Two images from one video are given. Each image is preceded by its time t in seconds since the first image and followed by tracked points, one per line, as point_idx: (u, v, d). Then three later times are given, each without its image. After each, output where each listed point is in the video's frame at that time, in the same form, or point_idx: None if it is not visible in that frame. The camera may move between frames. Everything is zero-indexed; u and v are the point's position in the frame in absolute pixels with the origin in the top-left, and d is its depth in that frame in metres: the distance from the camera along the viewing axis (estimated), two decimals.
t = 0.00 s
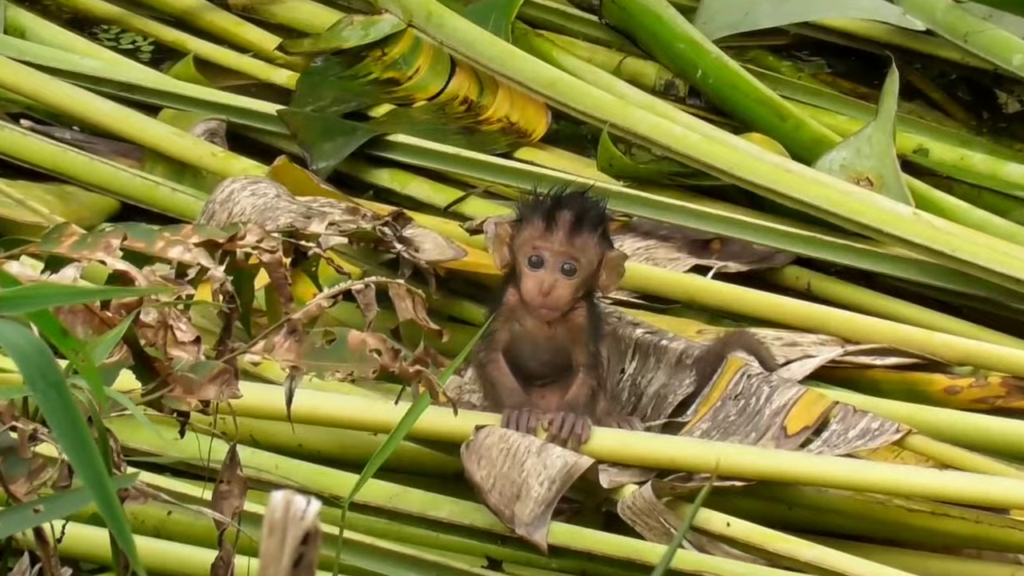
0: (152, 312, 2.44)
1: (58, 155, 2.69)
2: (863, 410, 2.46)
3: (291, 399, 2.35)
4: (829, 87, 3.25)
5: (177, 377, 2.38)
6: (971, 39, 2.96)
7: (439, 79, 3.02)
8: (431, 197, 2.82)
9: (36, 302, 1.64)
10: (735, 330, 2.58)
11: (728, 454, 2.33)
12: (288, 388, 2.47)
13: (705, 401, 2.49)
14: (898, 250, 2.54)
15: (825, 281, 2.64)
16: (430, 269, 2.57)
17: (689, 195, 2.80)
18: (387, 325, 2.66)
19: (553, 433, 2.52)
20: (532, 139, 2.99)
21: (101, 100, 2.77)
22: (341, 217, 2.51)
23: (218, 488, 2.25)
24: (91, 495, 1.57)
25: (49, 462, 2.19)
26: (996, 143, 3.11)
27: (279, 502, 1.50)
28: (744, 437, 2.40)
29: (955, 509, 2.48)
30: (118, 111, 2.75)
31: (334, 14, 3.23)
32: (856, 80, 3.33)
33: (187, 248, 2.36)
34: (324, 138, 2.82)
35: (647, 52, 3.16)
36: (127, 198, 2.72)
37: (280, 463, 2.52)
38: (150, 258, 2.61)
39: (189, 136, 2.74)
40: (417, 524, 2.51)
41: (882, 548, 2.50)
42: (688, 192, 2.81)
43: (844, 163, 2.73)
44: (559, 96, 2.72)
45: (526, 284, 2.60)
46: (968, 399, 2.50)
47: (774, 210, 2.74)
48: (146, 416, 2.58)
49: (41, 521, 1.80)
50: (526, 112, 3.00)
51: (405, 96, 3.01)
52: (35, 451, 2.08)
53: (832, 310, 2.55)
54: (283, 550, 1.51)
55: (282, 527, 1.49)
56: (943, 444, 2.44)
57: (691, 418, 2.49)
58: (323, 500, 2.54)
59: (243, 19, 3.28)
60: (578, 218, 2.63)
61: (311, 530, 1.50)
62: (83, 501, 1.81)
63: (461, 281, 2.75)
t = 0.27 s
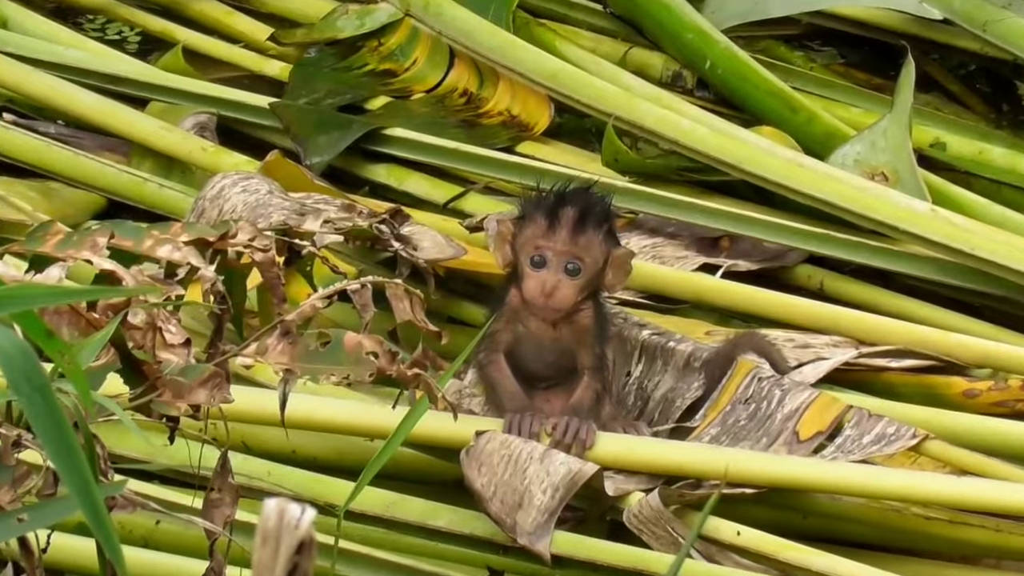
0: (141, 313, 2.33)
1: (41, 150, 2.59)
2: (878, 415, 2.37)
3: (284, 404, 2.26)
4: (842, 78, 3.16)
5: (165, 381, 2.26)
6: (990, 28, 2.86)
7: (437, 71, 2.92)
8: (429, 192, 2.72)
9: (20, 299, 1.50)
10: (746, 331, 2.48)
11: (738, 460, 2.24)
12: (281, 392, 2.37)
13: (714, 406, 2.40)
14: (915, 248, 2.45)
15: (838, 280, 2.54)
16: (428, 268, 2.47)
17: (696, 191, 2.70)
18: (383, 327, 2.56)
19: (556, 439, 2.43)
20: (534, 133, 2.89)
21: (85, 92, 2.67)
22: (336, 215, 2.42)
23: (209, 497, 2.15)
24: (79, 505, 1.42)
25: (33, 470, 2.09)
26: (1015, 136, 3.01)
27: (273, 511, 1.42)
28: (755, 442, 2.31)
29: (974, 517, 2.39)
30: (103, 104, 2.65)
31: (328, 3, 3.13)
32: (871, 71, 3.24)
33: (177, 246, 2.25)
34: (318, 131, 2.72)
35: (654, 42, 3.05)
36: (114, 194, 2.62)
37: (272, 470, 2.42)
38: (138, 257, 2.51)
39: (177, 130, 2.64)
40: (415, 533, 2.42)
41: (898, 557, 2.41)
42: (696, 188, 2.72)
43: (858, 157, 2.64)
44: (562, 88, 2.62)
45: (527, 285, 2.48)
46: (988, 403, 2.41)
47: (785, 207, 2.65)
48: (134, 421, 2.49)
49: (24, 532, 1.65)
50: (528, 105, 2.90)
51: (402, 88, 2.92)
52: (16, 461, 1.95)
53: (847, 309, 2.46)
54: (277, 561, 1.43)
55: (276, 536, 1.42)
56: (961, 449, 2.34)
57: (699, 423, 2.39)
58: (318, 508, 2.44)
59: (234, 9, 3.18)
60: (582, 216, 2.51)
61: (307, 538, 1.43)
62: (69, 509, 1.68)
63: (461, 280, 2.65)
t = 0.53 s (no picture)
0: (124, 316, 2.19)
1: (19, 146, 2.49)
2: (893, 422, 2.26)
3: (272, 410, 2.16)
4: (855, 70, 3.07)
5: (150, 386, 2.14)
6: (1008, 19, 2.76)
7: (432, 63, 2.84)
8: (424, 190, 2.62)
9: None
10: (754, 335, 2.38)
11: (747, 468, 2.14)
12: (270, 398, 2.27)
13: (721, 413, 2.30)
14: (931, 248, 2.35)
15: (850, 282, 2.45)
16: (423, 270, 2.37)
17: (703, 189, 2.60)
18: (376, 330, 2.46)
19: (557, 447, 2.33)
20: (533, 129, 2.77)
21: (66, 86, 2.57)
22: (328, 214, 2.32)
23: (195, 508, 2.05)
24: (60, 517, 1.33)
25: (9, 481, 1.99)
26: None
27: (263, 521, 1.33)
28: (764, 451, 2.21)
29: (992, 528, 2.30)
30: (84, 98, 2.55)
31: None
32: (886, 64, 3.15)
33: (162, 246, 2.16)
34: (308, 127, 2.61)
35: (658, 34, 2.95)
36: (95, 193, 2.52)
37: (261, 480, 2.32)
38: (121, 258, 2.41)
39: (161, 125, 2.55)
40: (410, 545, 2.31)
41: (913, 571, 2.31)
42: (702, 186, 2.61)
43: (871, 153, 2.54)
44: (563, 82, 2.52)
45: (526, 288, 2.35)
46: (1007, 409, 2.31)
47: (796, 205, 2.54)
48: (118, 429, 2.38)
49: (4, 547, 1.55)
50: (527, 97, 2.78)
51: (395, 83, 2.82)
52: None
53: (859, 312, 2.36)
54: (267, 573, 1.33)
55: (268, 547, 1.32)
56: (979, 458, 2.24)
57: (706, 431, 2.29)
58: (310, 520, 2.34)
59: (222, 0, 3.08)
60: (581, 215, 2.39)
61: (297, 551, 1.32)
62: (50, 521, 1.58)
63: (457, 282, 2.55)
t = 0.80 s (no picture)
0: (104, 315, 2.02)
1: None
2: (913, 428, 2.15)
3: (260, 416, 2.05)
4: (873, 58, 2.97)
5: (131, 391, 1.97)
6: None
7: (428, 51, 2.72)
8: (420, 183, 2.51)
9: None
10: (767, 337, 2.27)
11: (759, 476, 2.02)
12: (257, 402, 2.16)
13: (732, 418, 2.18)
14: (953, 245, 2.24)
15: (868, 281, 2.33)
16: (419, 268, 2.26)
17: (712, 183, 2.49)
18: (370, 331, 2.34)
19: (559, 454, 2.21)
20: (534, 119, 2.70)
21: (43, 74, 2.46)
22: (319, 209, 2.20)
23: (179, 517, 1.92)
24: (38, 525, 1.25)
25: None
26: None
27: (251, 532, 1.39)
28: (777, 458, 2.09)
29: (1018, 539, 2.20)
30: (62, 86, 2.44)
31: None
32: (905, 52, 3.04)
33: (144, 243, 2.04)
34: (297, 117, 2.50)
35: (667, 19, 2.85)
36: (73, 186, 2.41)
37: (248, 488, 2.20)
38: (101, 255, 2.29)
39: (144, 115, 2.44)
40: (404, 557, 2.20)
41: None
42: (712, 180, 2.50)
43: (890, 145, 2.44)
44: (566, 71, 2.41)
45: (521, 284, 2.22)
46: None
47: (810, 200, 2.43)
48: (97, 434, 2.27)
49: None
50: (528, 87, 2.70)
51: (389, 70, 2.71)
52: None
53: (877, 313, 2.25)
54: None
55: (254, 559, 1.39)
56: (1003, 466, 2.12)
57: (716, 437, 2.17)
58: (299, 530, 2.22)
59: None
60: (580, 207, 2.26)
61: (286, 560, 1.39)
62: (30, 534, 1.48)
63: (454, 280, 2.43)
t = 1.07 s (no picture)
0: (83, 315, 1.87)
1: None
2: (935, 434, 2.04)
3: (248, 423, 1.93)
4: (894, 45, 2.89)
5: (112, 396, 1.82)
6: None
7: (425, 36, 2.61)
8: (416, 176, 2.40)
9: None
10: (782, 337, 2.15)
11: (773, 486, 1.91)
12: (245, 405, 2.04)
13: (745, 425, 2.07)
14: (979, 242, 2.13)
15: (889, 280, 2.22)
16: (415, 265, 2.14)
17: (725, 176, 2.37)
18: (364, 331, 2.22)
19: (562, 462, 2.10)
20: (537, 109, 2.58)
21: (19, 60, 2.34)
22: (309, 203, 2.09)
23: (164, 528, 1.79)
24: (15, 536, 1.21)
25: None
26: None
27: (239, 544, 1.28)
28: (793, 467, 1.98)
29: None
30: (39, 73, 2.33)
31: None
32: (929, 39, 2.95)
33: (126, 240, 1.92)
34: (288, 107, 2.40)
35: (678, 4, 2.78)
36: (51, 178, 2.29)
37: (236, 498, 2.08)
38: (81, 252, 2.17)
39: (125, 105, 2.32)
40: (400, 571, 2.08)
41: None
42: (724, 173, 2.39)
43: (912, 135, 2.35)
44: (571, 58, 2.29)
45: (521, 279, 2.10)
46: None
47: (827, 193, 2.32)
48: (77, 440, 2.15)
49: None
50: (530, 75, 2.57)
51: (384, 57, 2.60)
52: None
53: (900, 313, 2.12)
54: None
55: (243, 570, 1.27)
56: None
57: (728, 445, 2.06)
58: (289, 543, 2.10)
59: None
60: (585, 200, 2.14)
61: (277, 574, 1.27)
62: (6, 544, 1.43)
63: (452, 278, 2.32)
